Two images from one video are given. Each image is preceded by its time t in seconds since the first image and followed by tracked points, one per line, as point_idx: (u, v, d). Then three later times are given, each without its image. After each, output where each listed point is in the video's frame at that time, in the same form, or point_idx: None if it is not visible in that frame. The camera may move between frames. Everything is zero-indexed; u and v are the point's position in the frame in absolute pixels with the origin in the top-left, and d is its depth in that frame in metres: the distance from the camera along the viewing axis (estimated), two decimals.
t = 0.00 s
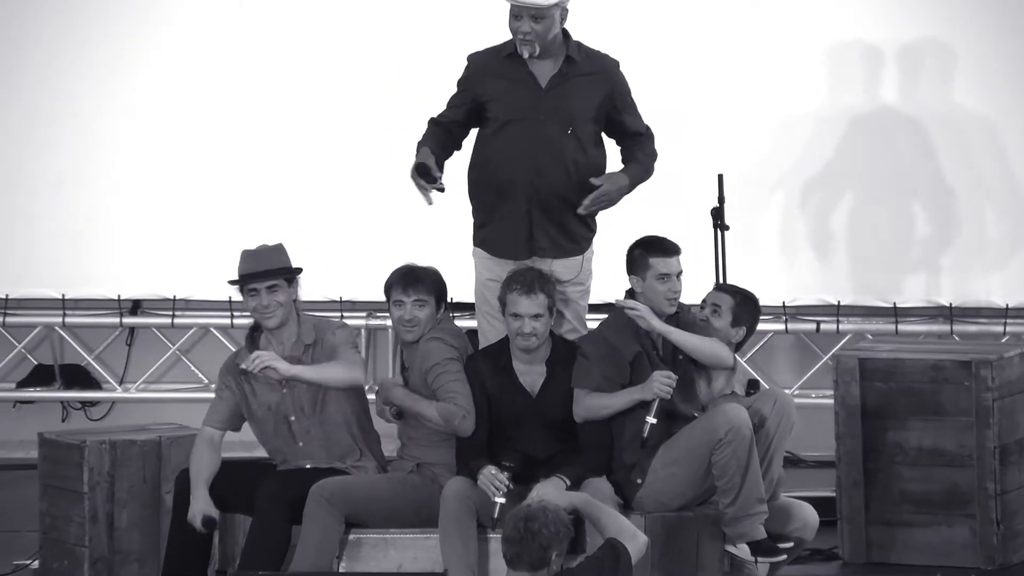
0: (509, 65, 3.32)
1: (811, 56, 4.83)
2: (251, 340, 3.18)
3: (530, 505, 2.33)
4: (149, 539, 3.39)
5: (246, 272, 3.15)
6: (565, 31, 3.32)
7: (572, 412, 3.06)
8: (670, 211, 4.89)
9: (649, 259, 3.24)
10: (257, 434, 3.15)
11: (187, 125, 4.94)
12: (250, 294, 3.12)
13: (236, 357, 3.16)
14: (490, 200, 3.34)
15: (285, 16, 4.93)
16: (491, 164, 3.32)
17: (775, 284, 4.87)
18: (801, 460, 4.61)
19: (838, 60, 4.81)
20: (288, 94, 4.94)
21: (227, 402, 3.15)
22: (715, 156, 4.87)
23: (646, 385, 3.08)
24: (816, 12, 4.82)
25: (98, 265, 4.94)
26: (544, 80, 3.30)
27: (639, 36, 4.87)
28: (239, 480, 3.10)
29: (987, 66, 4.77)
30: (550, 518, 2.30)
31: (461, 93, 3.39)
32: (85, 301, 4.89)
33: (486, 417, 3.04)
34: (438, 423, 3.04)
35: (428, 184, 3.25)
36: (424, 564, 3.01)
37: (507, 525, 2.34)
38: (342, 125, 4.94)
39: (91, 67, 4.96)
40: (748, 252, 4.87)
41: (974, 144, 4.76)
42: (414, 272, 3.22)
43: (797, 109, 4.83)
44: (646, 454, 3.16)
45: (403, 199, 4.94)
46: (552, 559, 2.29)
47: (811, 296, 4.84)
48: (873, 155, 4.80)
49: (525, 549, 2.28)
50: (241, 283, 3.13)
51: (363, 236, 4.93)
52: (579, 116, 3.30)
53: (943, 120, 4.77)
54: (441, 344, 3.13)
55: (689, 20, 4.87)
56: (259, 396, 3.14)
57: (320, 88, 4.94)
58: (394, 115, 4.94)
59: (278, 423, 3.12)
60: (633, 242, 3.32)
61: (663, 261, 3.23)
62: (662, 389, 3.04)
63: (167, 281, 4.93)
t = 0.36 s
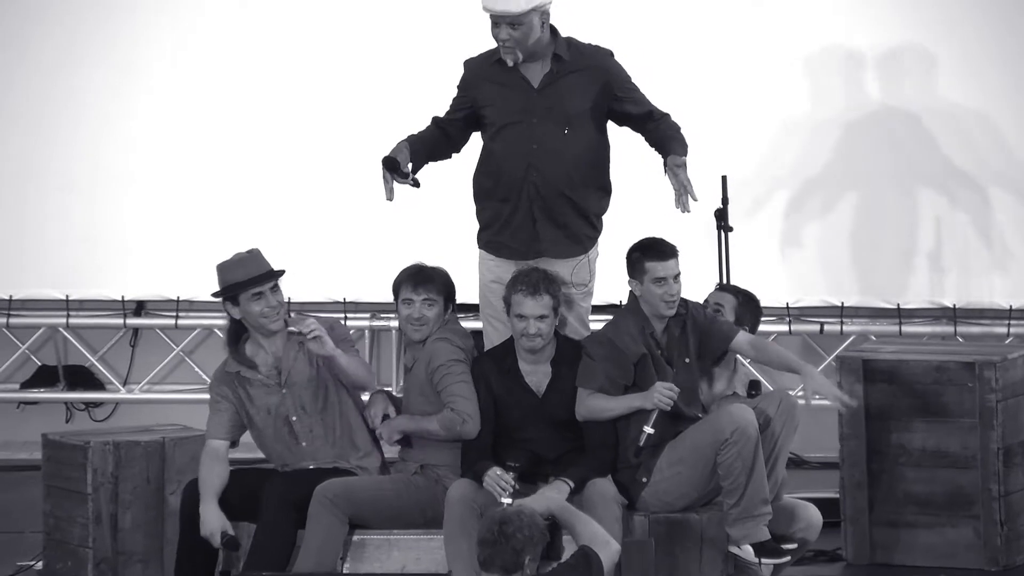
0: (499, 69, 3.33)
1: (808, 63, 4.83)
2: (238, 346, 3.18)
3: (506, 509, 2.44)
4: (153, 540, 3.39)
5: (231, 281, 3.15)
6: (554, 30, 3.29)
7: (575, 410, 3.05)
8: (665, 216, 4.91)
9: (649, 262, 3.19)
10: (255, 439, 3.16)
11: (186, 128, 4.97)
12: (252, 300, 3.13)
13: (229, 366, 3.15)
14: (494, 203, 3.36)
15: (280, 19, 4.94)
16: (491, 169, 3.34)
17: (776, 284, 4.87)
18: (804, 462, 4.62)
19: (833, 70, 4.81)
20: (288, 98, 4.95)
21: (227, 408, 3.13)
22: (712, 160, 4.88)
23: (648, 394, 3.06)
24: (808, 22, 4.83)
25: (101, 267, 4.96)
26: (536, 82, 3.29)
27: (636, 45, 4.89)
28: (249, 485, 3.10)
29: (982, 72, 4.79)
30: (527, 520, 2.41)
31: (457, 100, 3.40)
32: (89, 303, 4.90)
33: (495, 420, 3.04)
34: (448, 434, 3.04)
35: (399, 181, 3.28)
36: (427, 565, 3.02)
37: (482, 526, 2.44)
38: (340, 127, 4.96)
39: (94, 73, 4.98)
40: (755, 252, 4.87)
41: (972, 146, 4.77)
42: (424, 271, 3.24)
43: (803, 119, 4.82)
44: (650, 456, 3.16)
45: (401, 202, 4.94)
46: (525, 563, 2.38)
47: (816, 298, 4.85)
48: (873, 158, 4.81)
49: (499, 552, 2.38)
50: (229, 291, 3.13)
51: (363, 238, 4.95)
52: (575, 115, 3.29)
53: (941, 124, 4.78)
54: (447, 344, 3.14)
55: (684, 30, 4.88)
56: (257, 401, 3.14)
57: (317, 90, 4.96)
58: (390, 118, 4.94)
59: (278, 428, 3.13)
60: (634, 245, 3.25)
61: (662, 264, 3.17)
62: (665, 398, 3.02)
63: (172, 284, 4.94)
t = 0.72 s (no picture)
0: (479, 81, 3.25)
1: (797, 70, 5.11)
2: (239, 357, 3.22)
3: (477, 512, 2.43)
4: (156, 548, 3.38)
5: (231, 291, 3.19)
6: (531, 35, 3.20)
7: (578, 421, 3.06)
8: (668, 217, 5.16)
9: (644, 268, 3.18)
10: (263, 449, 3.17)
11: (207, 141, 5.14)
12: (257, 306, 3.16)
13: (232, 378, 3.17)
14: (483, 212, 3.28)
15: (292, 48, 5.14)
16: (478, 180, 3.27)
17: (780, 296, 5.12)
18: (806, 472, 4.65)
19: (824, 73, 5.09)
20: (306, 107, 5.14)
21: (231, 425, 3.16)
22: (703, 167, 5.17)
23: (652, 401, 3.04)
24: (801, 22, 5.12)
25: (113, 272, 5.11)
26: (518, 90, 3.20)
27: (635, 51, 5.19)
28: (257, 500, 3.14)
29: (972, 80, 5.06)
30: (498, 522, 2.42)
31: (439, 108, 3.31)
32: (93, 311, 5.02)
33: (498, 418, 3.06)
34: (471, 441, 2.99)
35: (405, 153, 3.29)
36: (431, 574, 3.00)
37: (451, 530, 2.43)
38: (352, 137, 5.12)
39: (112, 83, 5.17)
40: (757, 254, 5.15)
41: (966, 156, 5.02)
42: (423, 278, 3.25)
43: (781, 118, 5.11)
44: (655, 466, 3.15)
45: (411, 206, 5.09)
46: (493, 564, 2.38)
47: (816, 308, 5.07)
48: (872, 170, 5.08)
49: (469, 553, 2.38)
50: (231, 301, 3.17)
51: (372, 243, 5.09)
52: (559, 121, 3.21)
53: (936, 131, 5.05)
54: (453, 350, 3.14)
55: (680, 36, 5.18)
56: (263, 412, 3.15)
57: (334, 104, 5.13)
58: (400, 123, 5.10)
59: (285, 437, 3.13)
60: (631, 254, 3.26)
61: (655, 270, 3.17)
62: (670, 404, 3.01)
63: (177, 293, 5.07)
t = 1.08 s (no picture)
0: (492, 82, 3.24)
1: (800, 73, 5.16)
2: (255, 356, 3.25)
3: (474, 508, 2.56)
4: (176, 548, 3.42)
5: (244, 289, 3.24)
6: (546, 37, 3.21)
7: (595, 420, 3.08)
8: (673, 219, 5.20)
9: (654, 271, 3.22)
10: (280, 446, 3.21)
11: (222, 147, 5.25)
12: (268, 304, 3.19)
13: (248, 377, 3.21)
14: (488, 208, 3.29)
15: (304, 51, 5.29)
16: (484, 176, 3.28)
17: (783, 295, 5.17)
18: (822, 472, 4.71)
19: (825, 76, 5.14)
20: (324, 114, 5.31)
21: (248, 423, 3.19)
22: (707, 168, 5.18)
23: (669, 396, 3.03)
24: (799, 31, 5.17)
25: (131, 274, 5.23)
26: (532, 91, 3.21)
27: (639, 53, 5.23)
28: (273, 499, 3.16)
29: (975, 82, 5.12)
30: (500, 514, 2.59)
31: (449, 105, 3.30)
32: (111, 312, 5.16)
33: (516, 419, 3.08)
34: (489, 421, 3.01)
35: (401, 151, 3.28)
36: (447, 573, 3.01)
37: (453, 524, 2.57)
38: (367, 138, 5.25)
39: (132, 91, 5.29)
40: (766, 258, 5.19)
41: (970, 157, 5.08)
42: (444, 276, 3.28)
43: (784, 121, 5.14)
44: (670, 463, 3.15)
45: (428, 206, 5.24)
46: (493, 559, 2.52)
47: (829, 309, 5.13)
48: (882, 173, 5.12)
49: (468, 549, 2.51)
50: (243, 301, 3.21)
51: (387, 243, 5.24)
52: (570, 122, 3.22)
53: (938, 134, 5.10)
54: (472, 346, 3.18)
55: (683, 39, 5.22)
56: (280, 408, 3.20)
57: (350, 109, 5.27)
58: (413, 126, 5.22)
59: (302, 433, 3.17)
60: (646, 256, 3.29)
61: (665, 273, 3.19)
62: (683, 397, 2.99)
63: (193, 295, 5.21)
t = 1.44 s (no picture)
0: (509, 96, 3.16)
1: (807, 87, 5.33)
2: (276, 362, 3.25)
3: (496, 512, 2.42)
4: (201, 553, 3.42)
5: (260, 297, 3.24)
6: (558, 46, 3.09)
7: (617, 423, 3.02)
8: (688, 227, 5.36)
9: (677, 277, 3.18)
10: (307, 451, 3.20)
11: (245, 160, 5.43)
12: (287, 309, 3.19)
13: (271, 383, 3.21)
14: (508, 223, 3.23)
15: (326, 64, 5.46)
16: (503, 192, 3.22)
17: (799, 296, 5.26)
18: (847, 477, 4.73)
19: (832, 88, 5.29)
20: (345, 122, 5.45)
21: (273, 429, 3.19)
22: (713, 173, 5.37)
23: (688, 400, 2.99)
24: (806, 49, 5.35)
25: (155, 279, 5.32)
26: (548, 105, 3.12)
27: (650, 67, 5.44)
28: (297, 504, 3.15)
29: (983, 91, 5.20)
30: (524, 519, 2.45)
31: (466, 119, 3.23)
32: (137, 318, 5.18)
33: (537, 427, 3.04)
34: (506, 430, 2.98)
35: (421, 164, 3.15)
36: None
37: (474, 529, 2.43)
38: (394, 145, 5.41)
39: (158, 107, 5.45)
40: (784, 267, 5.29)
41: (980, 163, 5.17)
42: (464, 281, 3.23)
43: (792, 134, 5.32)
44: (692, 468, 3.12)
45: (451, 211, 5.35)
46: (517, 564, 2.37)
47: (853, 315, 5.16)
48: (896, 180, 5.23)
49: (491, 553, 2.36)
50: (260, 309, 3.21)
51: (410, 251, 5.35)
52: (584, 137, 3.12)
53: (948, 141, 5.20)
54: (497, 354, 3.12)
55: (694, 55, 5.43)
56: (305, 412, 3.20)
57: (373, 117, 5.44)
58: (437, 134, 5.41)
59: (327, 436, 3.16)
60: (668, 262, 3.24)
61: (686, 279, 3.16)
62: (704, 403, 2.95)
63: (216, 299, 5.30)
